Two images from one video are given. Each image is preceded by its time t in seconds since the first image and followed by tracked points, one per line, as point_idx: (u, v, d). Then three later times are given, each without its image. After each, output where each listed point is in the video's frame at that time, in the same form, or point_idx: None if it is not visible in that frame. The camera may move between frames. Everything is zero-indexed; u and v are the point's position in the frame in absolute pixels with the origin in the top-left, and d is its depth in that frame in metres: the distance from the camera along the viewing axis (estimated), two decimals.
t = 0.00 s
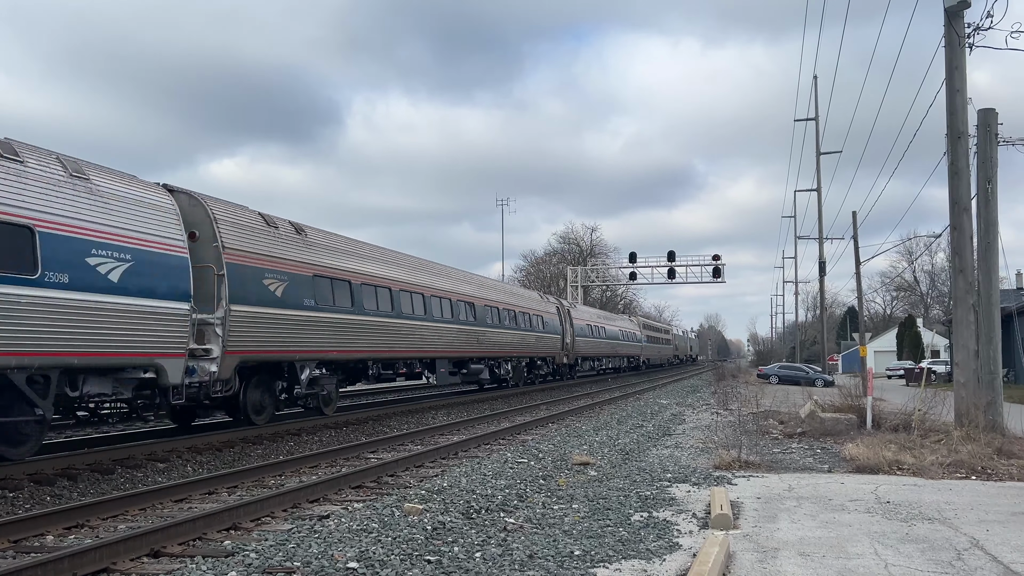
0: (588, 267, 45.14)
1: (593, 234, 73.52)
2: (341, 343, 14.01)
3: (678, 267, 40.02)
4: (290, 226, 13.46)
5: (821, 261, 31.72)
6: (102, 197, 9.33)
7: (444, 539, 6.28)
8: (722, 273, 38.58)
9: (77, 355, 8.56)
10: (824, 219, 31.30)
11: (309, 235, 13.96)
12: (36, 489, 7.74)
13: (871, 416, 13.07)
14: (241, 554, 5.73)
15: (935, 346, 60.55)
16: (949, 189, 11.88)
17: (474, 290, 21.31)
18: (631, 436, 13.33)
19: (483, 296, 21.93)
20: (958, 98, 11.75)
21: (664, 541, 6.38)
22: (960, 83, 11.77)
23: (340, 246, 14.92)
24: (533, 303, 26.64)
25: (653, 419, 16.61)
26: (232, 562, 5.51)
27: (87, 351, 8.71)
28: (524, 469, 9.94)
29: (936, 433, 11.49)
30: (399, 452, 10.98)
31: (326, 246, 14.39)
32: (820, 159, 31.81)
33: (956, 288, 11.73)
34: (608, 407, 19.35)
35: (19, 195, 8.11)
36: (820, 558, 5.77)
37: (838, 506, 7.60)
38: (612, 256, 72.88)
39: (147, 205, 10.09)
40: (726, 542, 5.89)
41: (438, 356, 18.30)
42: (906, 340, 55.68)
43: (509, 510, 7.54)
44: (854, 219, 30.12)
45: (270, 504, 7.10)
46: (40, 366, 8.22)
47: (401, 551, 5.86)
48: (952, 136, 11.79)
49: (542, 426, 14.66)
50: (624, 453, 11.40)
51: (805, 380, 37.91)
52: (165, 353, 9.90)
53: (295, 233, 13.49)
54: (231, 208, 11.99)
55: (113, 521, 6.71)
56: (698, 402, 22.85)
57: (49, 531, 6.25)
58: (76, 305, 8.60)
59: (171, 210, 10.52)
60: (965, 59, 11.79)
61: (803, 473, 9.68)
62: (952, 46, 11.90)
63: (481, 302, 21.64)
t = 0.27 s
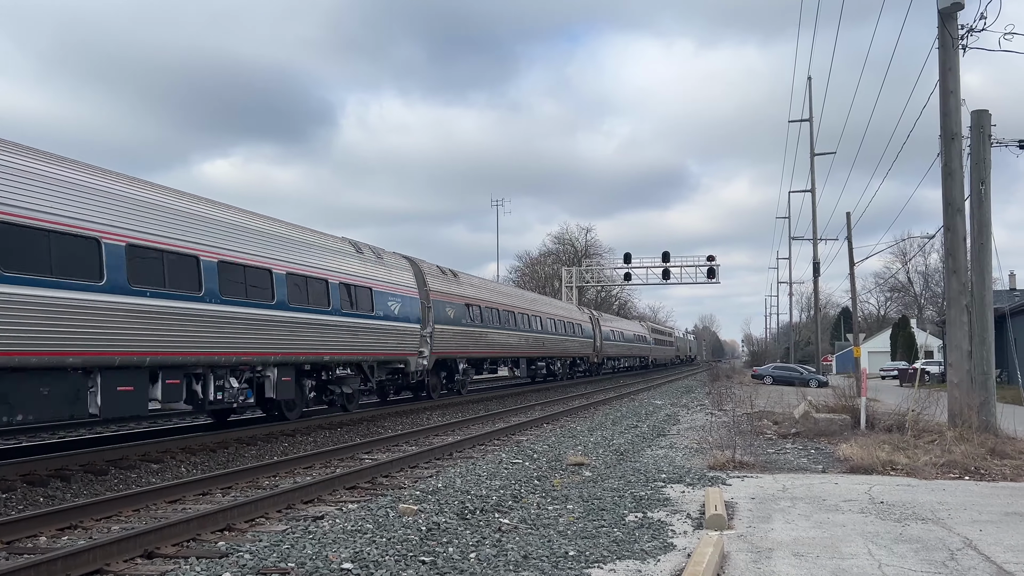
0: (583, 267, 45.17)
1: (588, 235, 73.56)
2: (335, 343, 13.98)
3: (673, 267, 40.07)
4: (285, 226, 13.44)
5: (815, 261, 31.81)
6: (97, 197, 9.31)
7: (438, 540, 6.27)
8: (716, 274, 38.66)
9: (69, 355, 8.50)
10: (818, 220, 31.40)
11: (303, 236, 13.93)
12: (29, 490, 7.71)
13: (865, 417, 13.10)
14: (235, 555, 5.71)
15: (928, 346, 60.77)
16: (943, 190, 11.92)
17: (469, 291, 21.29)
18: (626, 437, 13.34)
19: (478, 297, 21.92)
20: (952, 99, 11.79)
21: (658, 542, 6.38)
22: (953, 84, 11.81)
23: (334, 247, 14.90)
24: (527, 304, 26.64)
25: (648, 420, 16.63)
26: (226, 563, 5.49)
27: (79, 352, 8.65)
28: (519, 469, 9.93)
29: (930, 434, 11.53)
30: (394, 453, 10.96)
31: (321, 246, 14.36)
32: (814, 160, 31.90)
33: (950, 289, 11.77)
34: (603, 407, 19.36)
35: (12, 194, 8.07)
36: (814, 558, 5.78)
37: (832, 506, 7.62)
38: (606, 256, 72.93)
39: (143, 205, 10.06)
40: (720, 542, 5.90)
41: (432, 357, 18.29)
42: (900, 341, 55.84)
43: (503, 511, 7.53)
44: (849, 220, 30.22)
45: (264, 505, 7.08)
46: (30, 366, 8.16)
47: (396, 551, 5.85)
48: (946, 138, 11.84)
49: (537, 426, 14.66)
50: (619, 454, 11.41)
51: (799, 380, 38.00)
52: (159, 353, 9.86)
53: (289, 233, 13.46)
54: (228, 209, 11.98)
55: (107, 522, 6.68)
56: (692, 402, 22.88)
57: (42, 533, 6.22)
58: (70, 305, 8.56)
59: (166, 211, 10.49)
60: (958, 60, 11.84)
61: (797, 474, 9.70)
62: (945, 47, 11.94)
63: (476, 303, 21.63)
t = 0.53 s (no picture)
0: (579, 268, 45.22)
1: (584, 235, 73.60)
2: (331, 344, 13.96)
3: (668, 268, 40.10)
4: (281, 227, 13.42)
5: (810, 262, 31.88)
6: (94, 198, 9.30)
7: (434, 541, 6.26)
8: (712, 274, 38.72)
9: (64, 356, 8.47)
10: (814, 220, 31.47)
11: (299, 236, 13.90)
12: (24, 491, 7.68)
13: (860, 417, 13.14)
14: (230, 556, 5.70)
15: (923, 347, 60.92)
16: (938, 191, 11.95)
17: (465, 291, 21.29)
18: (621, 437, 13.35)
19: (474, 297, 21.93)
20: (947, 101, 11.83)
21: (654, 542, 6.38)
22: (948, 86, 11.85)
23: (330, 247, 14.88)
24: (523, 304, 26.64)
25: (643, 420, 16.64)
26: (221, 564, 5.48)
27: (74, 353, 8.62)
28: (515, 470, 9.93)
29: (925, 434, 11.56)
30: (390, 454, 10.95)
31: (317, 247, 14.33)
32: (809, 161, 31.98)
33: (945, 290, 11.80)
34: (599, 408, 19.38)
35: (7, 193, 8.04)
36: (809, 558, 5.79)
37: (828, 507, 7.64)
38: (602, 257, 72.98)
39: (140, 206, 10.05)
40: (716, 543, 5.90)
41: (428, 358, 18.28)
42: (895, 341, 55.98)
43: (499, 511, 7.52)
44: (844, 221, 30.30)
45: (260, 505, 7.06)
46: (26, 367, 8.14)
47: (392, 552, 5.84)
48: (940, 139, 11.87)
49: (533, 427, 14.67)
50: (615, 454, 11.41)
51: (794, 381, 38.06)
52: (154, 354, 9.83)
53: (285, 234, 13.43)
54: (226, 211, 11.98)
55: (102, 522, 6.67)
56: (688, 403, 22.93)
57: (37, 534, 6.20)
58: (65, 305, 8.53)
59: (164, 212, 10.48)
60: (953, 62, 11.87)
61: (792, 474, 9.72)
62: (940, 48, 11.98)
63: (473, 303, 21.63)
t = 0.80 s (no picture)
0: (576, 269, 45.24)
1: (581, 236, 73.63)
2: (328, 344, 13.93)
3: (665, 269, 40.14)
4: (278, 228, 13.39)
5: (807, 263, 31.92)
6: (94, 200, 9.29)
7: (432, 542, 6.25)
8: (709, 275, 38.76)
9: (59, 358, 8.43)
10: (811, 221, 31.54)
11: (297, 237, 13.88)
12: (20, 492, 7.65)
13: (857, 418, 13.16)
14: (227, 557, 5.69)
15: (919, 347, 61.03)
16: (934, 192, 11.98)
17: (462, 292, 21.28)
18: (618, 438, 13.36)
19: (471, 298, 21.92)
20: (943, 102, 11.86)
21: (651, 543, 6.37)
22: (945, 87, 11.88)
23: (327, 248, 14.86)
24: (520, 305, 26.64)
25: (640, 421, 16.64)
26: (218, 565, 5.46)
27: (70, 354, 8.58)
28: (512, 471, 9.92)
29: (921, 435, 11.58)
30: (387, 455, 10.94)
31: (314, 247, 14.31)
32: (806, 162, 32.04)
33: (941, 291, 11.83)
34: (595, 408, 19.39)
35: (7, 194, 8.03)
36: (806, 559, 5.80)
37: (825, 508, 7.65)
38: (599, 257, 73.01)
39: (140, 208, 10.05)
40: (713, 543, 5.90)
41: (425, 358, 18.27)
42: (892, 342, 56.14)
43: (496, 512, 7.52)
44: (841, 222, 30.36)
45: (257, 506, 7.05)
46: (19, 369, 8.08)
47: (389, 553, 5.83)
48: (937, 140, 11.90)
49: (529, 427, 14.66)
50: (612, 455, 11.42)
51: (791, 382, 38.11)
52: (151, 355, 9.80)
53: (283, 235, 13.41)
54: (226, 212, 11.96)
55: (98, 524, 6.64)
56: (684, 403, 22.95)
57: (33, 535, 6.17)
58: (62, 306, 8.50)
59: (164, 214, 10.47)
60: (950, 63, 11.90)
61: (789, 475, 9.72)
62: (937, 50, 12.00)
63: (469, 304, 21.61)
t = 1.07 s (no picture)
0: (575, 270, 45.25)
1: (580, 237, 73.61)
2: (327, 345, 13.92)
3: (664, 270, 40.16)
4: (277, 229, 13.39)
5: (806, 264, 31.93)
6: (92, 201, 9.30)
7: (431, 543, 6.25)
8: (708, 276, 38.78)
9: (56, 359, 8.41)
10: (810, 223, 31.56)
11: (295, 238, 13.88)
12: (17, 493, 7.64)
13: (856, 419, 13.16)
14: (225, 558, 5.68)
15: (918, 349, 61.05)
16: (933, 193, 11.99)
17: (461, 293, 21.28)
18: (617, 439, 13.35)
19: (470, 300, 21.90)
20: (942, 103, 11.88)
21: (650, 544, 6.37)
22: (943, 89, 11.90)
23: (326, 249, 14.85)
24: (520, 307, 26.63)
25: (639, 422, 16.64)
26: (216, 566, 5.46)
27: (67, 356, 8.56)
28: (511, 472, 9.92)
29: (920, 436, 11.59)
30: (387, 456, 10.93)
31: (313, 248, 14.30)
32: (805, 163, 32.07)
33: (940, 292, 11.84)
34: (594, 409, 19.39)
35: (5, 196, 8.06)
36: (805, 560, 5.80)
37: (824, 509, 7.65)
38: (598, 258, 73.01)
39: (137, 209, 10.07)
40: (712, 544, 5.90)
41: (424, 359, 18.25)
42: (891, 343, 56.14)
43: (495, 513, 7.52)
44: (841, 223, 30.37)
45: (256, 507, 7.05)
46: (12, 370, 8.06)
47: (388, 554, 5.83)
48: (936, 141, 11.91)
49: (528, 429, 14.65)
50: (611, 456, 11.42)
51: (790, 383, 38.10)
52: (148, 357, 9.78)
53: (281, 236, 13.40)
54: (222, 212, 11.97)
55: (97, 525, 6.63)
56: (683, 405, 22.95)
57: (32, 536, 6.17)
58: (61, 307, 8.49)
59: (161, 214, 10.49)
60: (948, 64, 11.91)
61: (788, 476, 9.72)
62: (935, 51, 12.02)
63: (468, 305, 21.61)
